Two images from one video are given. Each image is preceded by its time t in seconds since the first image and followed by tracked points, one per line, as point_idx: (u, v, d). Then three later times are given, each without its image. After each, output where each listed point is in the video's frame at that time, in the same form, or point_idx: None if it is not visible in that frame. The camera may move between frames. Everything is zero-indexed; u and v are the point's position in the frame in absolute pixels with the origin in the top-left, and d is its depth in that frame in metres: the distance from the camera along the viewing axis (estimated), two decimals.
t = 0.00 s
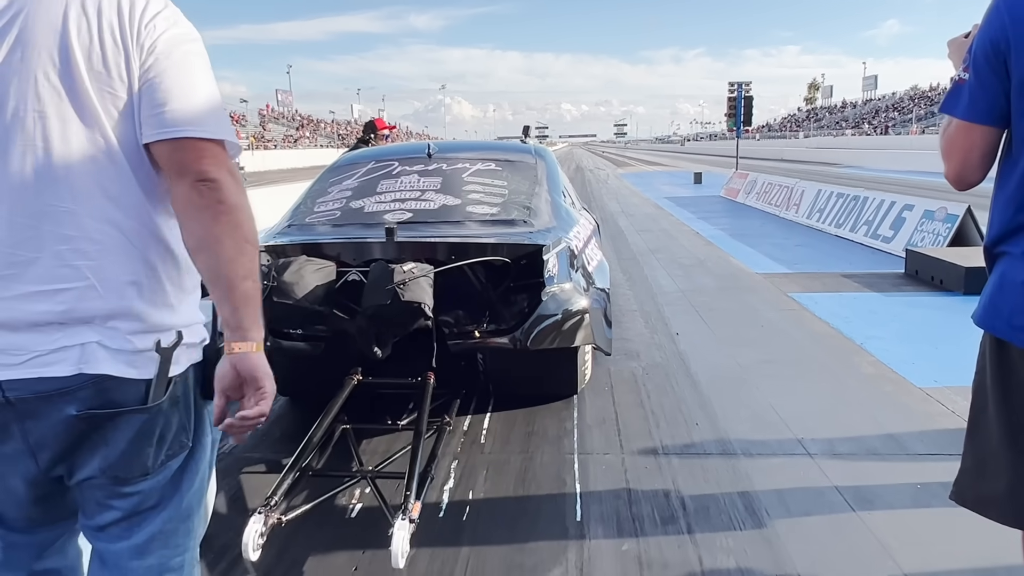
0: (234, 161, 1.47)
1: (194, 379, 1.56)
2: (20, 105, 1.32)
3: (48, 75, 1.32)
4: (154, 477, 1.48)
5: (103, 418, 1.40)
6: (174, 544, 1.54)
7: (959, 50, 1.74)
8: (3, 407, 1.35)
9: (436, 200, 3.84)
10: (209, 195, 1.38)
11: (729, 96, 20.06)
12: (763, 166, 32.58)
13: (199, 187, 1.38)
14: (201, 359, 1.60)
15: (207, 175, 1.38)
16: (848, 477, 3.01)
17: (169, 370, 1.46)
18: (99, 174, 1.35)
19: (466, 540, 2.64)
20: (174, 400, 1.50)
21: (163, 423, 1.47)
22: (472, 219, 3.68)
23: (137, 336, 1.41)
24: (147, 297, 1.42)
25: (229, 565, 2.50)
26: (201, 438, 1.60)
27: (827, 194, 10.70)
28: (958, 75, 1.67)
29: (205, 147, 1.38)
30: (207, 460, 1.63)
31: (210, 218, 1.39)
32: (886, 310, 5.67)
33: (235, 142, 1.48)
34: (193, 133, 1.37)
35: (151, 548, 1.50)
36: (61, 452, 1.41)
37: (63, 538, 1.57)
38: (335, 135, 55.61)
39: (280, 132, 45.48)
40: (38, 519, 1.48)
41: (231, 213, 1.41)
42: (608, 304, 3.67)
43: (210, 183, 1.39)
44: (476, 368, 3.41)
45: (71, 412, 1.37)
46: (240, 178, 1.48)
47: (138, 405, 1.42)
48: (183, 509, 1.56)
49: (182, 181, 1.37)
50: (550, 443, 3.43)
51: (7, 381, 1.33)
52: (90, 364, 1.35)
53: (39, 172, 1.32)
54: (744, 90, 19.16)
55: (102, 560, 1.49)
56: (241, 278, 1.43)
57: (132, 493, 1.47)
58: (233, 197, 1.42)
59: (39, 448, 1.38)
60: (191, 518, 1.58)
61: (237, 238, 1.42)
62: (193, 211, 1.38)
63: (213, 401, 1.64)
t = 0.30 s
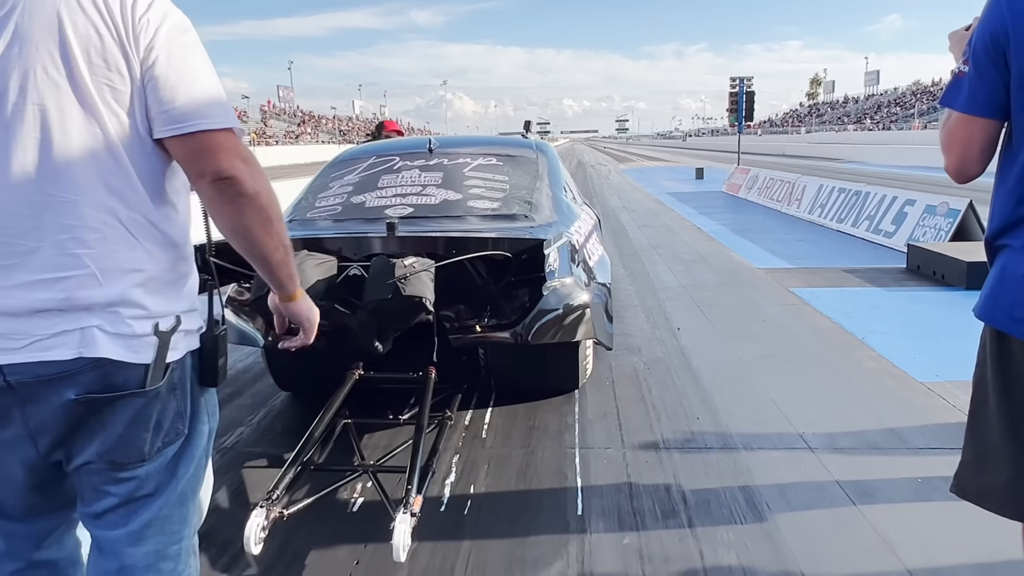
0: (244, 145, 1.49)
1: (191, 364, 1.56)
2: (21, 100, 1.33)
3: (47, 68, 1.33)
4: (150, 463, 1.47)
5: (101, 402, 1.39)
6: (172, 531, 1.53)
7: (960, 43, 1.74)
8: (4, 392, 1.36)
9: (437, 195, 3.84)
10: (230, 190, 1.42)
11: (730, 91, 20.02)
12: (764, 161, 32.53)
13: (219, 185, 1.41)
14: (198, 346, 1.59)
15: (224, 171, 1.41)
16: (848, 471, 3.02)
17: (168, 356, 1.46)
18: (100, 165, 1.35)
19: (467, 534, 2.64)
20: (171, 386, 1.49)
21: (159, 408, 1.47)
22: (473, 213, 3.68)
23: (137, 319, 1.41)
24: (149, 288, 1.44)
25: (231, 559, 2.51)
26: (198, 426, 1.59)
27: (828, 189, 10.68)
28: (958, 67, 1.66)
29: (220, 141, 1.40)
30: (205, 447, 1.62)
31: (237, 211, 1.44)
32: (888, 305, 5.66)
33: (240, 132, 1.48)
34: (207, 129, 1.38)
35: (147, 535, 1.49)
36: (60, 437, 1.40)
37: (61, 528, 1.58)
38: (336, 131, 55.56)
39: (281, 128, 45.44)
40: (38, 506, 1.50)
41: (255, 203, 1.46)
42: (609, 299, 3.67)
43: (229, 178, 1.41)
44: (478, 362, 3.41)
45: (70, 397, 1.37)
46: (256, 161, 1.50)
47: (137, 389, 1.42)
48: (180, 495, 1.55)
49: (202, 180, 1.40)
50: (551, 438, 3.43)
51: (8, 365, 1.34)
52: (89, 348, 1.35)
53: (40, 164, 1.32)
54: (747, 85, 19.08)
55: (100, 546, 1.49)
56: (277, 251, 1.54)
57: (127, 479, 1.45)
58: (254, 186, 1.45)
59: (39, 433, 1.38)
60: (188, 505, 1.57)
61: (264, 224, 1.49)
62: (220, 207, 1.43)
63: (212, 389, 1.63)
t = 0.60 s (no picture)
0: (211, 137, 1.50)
1: (183, 350, 1.59)
2: None
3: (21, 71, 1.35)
4: (143, 445, 1.51)
5: (93, 384, 1.44)
6: (166, 510, 1.57)
7: (962, 37, 1.73)
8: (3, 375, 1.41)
9: (439, 191, 3.84)
10: (192, 183, 1.43)
11: (732, 88, 19.99)
12: (765, 158, 32.48)
13: (181, 177, 1.42)
14: (189, 331, 1.61)
15: (187, 164, 1.42)
16: (850, 466, 3.02)
17: (156, 341, 1.49)
18: (80, 164, 1.38)
19: (470, 529, 2.65)
20: (162, 370, 1.53)
21: (151, 392, 1.50)
22: (475, 210, 3.68)
23: (122, 303, 1.45)
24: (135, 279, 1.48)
25: (234, 554, 2.52)
26: (193, 410, 1.62)
27: (830, 185, 10.66)
28: (961, 61, 1.66)
29: (185, 133, 1.42)
30: (200, 431, 1.65)
31: (197, 202, 1.45)
32: (889, 301, 5.66)
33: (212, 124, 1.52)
34: (172, 121, 1.40)
35: (140, 515, 1.53)
36: (56, 421, 1.45)
37: (64, 509, 1.65)
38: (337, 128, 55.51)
39: (282, 126, 45.38)
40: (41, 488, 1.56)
41: (216, 194, 1.47)
42: (611, 295, 3.67)
43: (191, 171, 1.43)
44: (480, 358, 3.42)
45: (63, 379, 1.42)
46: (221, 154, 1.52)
47: (129, 369, 1.47)
48: (175, 477, 1.58)
49: (165, 171, 1.42)
50: (553, 434, 3.43)
51: (6, 350, 1.39)
52: (80, 333, 1.40)
53: (21, 169, 1.35)
54: (747, 81, 19.04)
55: (98, 526, 1.54)
56: (237, 247, 1.55)
57: (122, 460, 1.49)
58: (216, 178, 1.46)
59: (36, 416, 1.44)
60: (183, 486, 1.61)
61: (224, 215, 1.50)
62: (182, 198, 1.44)
63: (205, 373, 1.65)
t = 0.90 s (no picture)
0: (148, 132, 1.53)
1: (145, 338, 1.62)
2: None
3: None
4: (124, 431, 1.61)
5: (50, 374, 1.54)
6: (158, 486, 1.69)
7: (965, 35, 1.72)
8: None
9: (440, 190, 3.84)
10: (114, 172, 1.45)
11: (734, 86, 19.97)
12: (766, 156, 32.43)
13: (104, 167, 1.44)
14: (151, 319, 1.63)
15: (108, 153, 1.44)
16: (852, 465, 3.02)
17: (97, 331, 1.55)
18: (17, 159, 1.47)
19: (471, 529, 2.64)
20: (126, 360, 1.59)
21: (120, 381, 1.58)
22: (476, 209, 3.68)
23: (56, 295, 1.53)
24: (74, 269, 1.54)
25: (236, 553, 2.52)
26: (171, 393, 1.69)
27: (833, 183, 10.63)
28: (963, 60, 1.65)
29: (107, 124, 1.44)
30: (183, 411, 1.73)
31: (121, 191, 1.46)
32: (891, 300, 5.65)
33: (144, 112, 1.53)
34: (93, 113, 1.43)
35: (136, 491, 1.66)
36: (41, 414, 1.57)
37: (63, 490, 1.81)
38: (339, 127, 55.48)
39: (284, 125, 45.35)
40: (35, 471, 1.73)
41: (142, 183, 1.47)
42: (613, 294, 3.66)
43: (113, 160, 1.45)
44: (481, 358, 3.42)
45: (25, 369, 1.53)
46: (156, 147, 1.53)
47: (80, 359, 1.54)
48: (165, 455, 1.69)
49: (90, 161, 1.45)
50: (555, 433, 3.43)
51: None
52: (26, 327, 1.51)
53: None
54: (749, 79, 19.02)
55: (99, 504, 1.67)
56: (168, 241, 1.53)
57: (106, 446, 1.60)
58: (140, 166, 1.47)
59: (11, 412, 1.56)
60: (175, 463, 1.72)
61: (155, 203, 1.50)
62: (105, 188, 1.46)
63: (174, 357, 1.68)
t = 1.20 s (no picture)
0: (83, 137, 1.52)
1: (120, 336, 1.65)
2: None
3: None
4: (97, 426, 1.65)
5: (25, 370, 1.60)
6: (135, 480, 1.72)
7: (966, 38, 1.73)
8: None
9: (442, 191, 3.84)
10: (34, 178, 1.45)
11: (736, 86, 19.95)
12: (768, 156, 32.41)
13: (27, 172, 1.45)
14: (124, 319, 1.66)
15: (31, 159, 1.44)
16: (854, 466, 3.01)
17: (68, 329, 1.59)
18: None
19: (473, 530, 2.65)
20: (98, 360, 1.62)
21: (90, 379, 1.62)
22: (477, 210, 3.68)
23: (25, 293, 1.59)
24: (35, 266, 1.60)
25: (238, 555, 2.53)
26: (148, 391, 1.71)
27: (835, 183, 10.62)
28: (965, 62, 1.65)
29: (34, 128, 1.45)
30: (161, 408, 1.75)
31: (42, 197, 1.46)
32: (893, 300, 5.65)
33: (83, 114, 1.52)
34: (20, 117, 1.44)
35: (111, 484, 1.71)
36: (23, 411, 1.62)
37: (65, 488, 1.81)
38: (340, 127, 55.50)
39: (285, 126, 45.36)
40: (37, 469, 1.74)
41: (64, 187, 1.46)
42: (615, 295, 3.66)
43: (34, 166, 1.45)
44: (483, 360, 3.43)
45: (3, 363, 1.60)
46: (89, 152, 1.52)
47: (53, 358, 1.60)
48: (143, 450, 1.73)
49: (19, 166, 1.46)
50: (557, 434, 3.43)
51: None
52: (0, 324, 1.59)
53: None
54: (751, 79, 19.01)
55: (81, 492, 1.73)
56: (89, 247, 1.50)
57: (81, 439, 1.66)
58: (63, 170, 1.46)
59: None
60: (154, 459, 1.74)
61: (76, 207, 1.48)
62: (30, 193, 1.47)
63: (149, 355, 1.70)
